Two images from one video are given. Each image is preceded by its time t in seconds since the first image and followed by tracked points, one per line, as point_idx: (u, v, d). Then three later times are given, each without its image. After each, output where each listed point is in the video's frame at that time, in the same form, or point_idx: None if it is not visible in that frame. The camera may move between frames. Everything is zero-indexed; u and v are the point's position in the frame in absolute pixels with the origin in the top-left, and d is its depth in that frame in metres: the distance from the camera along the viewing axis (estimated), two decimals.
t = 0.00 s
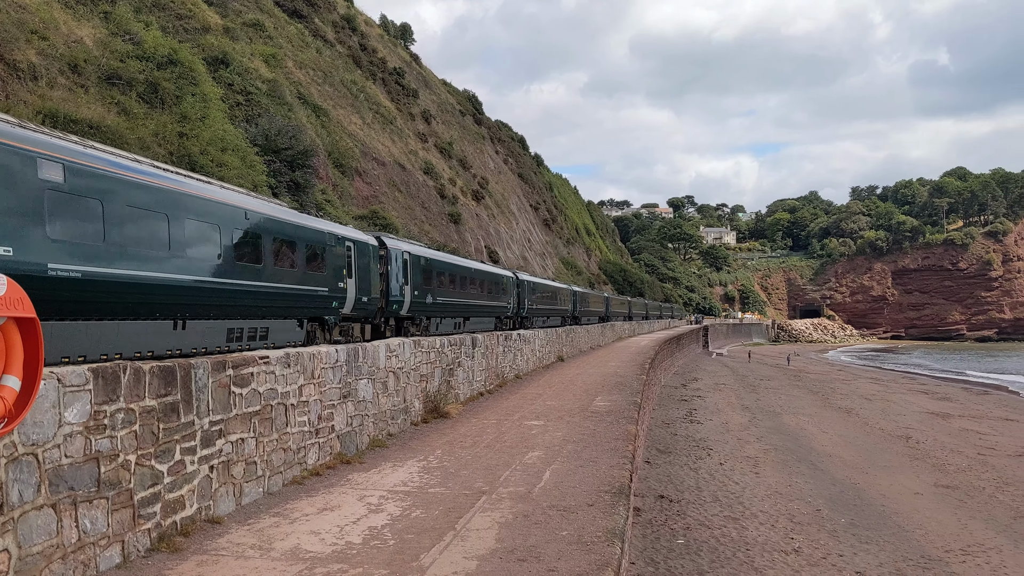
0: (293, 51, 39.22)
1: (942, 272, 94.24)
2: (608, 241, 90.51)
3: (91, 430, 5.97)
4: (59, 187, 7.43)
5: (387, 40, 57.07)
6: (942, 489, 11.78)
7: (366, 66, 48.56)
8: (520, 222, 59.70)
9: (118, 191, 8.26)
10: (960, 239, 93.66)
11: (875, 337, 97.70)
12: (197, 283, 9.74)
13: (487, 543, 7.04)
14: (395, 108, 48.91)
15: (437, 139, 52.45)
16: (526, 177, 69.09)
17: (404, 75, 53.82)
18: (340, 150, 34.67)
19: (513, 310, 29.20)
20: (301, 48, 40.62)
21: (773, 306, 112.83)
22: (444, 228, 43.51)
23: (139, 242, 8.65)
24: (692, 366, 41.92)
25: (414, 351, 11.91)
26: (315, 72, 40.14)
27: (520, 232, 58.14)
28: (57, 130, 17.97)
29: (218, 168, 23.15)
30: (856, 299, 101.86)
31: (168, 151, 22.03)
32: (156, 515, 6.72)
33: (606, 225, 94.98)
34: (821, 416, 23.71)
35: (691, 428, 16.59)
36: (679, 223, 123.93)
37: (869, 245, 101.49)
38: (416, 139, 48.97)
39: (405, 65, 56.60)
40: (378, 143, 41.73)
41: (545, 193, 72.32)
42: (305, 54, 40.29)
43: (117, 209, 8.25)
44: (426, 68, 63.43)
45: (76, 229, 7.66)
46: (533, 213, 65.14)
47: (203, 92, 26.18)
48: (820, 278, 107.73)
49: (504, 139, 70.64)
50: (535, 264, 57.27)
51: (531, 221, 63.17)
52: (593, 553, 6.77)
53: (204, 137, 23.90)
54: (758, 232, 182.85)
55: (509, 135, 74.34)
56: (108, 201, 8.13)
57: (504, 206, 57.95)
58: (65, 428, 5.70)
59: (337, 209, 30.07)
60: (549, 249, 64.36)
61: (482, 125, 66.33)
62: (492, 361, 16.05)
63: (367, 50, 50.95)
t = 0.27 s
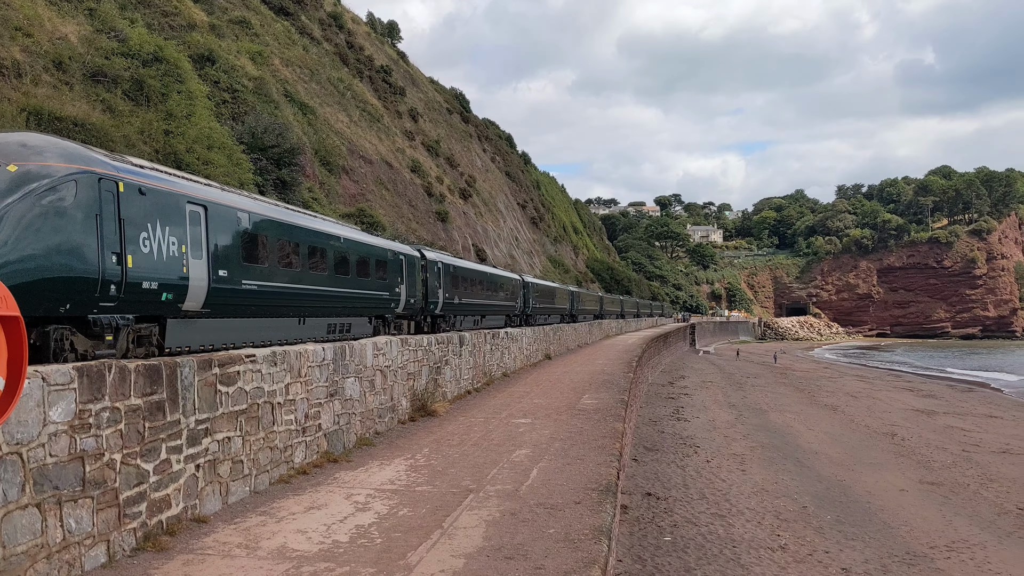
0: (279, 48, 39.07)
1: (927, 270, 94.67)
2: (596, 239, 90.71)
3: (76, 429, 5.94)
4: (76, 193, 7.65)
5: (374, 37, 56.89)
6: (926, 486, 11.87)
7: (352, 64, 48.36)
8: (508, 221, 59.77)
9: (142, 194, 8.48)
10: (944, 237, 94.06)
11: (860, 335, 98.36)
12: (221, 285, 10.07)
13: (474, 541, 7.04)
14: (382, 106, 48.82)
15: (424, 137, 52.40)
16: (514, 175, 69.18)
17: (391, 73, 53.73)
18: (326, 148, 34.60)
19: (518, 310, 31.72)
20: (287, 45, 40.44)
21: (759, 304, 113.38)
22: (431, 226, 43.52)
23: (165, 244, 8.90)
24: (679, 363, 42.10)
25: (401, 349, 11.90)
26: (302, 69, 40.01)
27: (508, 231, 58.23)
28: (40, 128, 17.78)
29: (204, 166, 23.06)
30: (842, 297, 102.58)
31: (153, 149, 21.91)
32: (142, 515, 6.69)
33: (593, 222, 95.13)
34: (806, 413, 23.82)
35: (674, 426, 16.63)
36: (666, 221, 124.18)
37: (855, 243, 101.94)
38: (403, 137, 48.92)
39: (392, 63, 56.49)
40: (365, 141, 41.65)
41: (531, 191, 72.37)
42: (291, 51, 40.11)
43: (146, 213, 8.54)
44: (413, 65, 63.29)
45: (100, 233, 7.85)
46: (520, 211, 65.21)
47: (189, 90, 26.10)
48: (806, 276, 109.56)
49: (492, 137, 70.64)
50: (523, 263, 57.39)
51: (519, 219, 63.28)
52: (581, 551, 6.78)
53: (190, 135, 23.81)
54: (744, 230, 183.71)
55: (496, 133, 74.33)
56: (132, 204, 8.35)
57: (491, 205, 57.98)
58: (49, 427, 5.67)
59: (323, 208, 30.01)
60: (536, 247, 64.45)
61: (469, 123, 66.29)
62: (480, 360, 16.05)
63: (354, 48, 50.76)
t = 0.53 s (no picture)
0: (262, 45, 38.86)
1: (909, 268, 95.32)
2: (580, 237, 90.94)
3: (56, 428, 5.88)
4: (206, 234, 11.43)
5: (358, 34, 56.64)
6: (909, 483, 11.96)
7: (336, 60, 48.20)
8: (492, 219, 59.80)
9: (247, 234, 12.06)
10: (926, 235, 94.61)
11: (843, 332, 99.07)
12: (294, 296, 13.56)
13: (459, 539, 7.03)
14: (366, 103, 48.66)
15: (409, 134, 52.27)
16: (499, 173, 69.24)
17: (375, 70, 53.59)
18: (310, 145, 34.48)
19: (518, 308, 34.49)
20: (270, 42, 40.21)
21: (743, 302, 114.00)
22: (415, 224, 43.47)
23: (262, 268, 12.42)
24: (663, 361, 42.26)
25: (386, 348, 11.87)
26: (285, 66, 39.84)
27: (492, 229, 58.29)
28: (21, 125, 17.42)
29: (186, 163, 22.94)
30: (825, 295, 103.35)
31: (135, 146, 21.70)
32: (123, 514, 6.64)
33: (577, 220, 95.34)
34: (789, 410, 23.96)
35: (656, 424, 16.65)
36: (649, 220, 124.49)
37: (838, 241, 102.74)
38: (388, 134, 48.81)
39: (376, 60, 56.34)
40: (349, 139, 41.51)
41: (516, 189, 72.45)
42: (275, 48, 39.96)
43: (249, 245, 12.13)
44: (397, 62, 63.11)
45: (220, 261, 11.45)
46: (505, 209, 65.22)
47: (172, 86, 26.02)
48: (788, 273, 109.17)
49: (476, 135, 70.61)
50: (508, 261, 57.42)
51: (503, 217, 63.34)
52: (566, 549, 6.78)
53: (172, 132, 23.66)
54: (727, 229, 184.67)
55: (481, 131, 74.26)
56: (243, 240, 12.04)
57: (476, 202, 57.95)
58: (30, 426, 5.61)
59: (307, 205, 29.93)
60: (521, 245, 64.51)
61: (454, 121, 66.19)
62: (464, 357, 16.04)
63: (338, 45, 50.54)
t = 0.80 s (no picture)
0: (243, 40, 38.59)
1: (889, 265, 96.11)
2: (562, 234, 91.20)
3: (34, 426, 5.83)
4: (294, 252, 15.36)
5: (340, 30, 56.33)
6: (888, 479, 12.08)
7: (318, 56, 47.98)
8: (475, 216, 59.81)
9: (321, 251, 15.99)
10: (905, 233, 95.22)
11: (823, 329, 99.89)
12: (350, 297, 17.48)
13: (441, 537, 7.03)
14: (348, 99, 48.44)
15: (391, 131, 52.12)
16: (481, 170, 69.25)
17: (357, 66, 53.39)
18: (291, 142, 34.34)
19: (514, 305, 36.66)
20: (251, 38, 39.93)
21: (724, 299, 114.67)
22: (397, 221, 43.40)
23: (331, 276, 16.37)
24: (644, 358, 42.43)
25: (367, 345, 11.86)
26: (267, 62, 39.64)
27: (475, 226, 58.33)
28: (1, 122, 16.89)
29: (165, 159, 22.77)
30: (806, 293, 104.21)
31: (115, 142, 21.48)
32: (102, 513, 6.59)
33: (559, 217, 95.49)
34: (767, 407, 24.15)
35: (633, 421, 16.72)
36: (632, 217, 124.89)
37: (818, 239, 103.54)
38: (370, 131, 48.66)
39: (358, 56, 56.13)
40: (330, 135, 41.32)
41: (499, 186, 72.47)
42: (256, 44, 39.70)
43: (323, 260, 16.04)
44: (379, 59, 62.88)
45: (305, 272, 15.31)
46: (487, 206, 65.21)
47: (152, 82, 25.86)
48: (770, 272, 112.06)
49: (459, 132, 70.53)
50: (490, 258, 57.44)
51: (486, 214, 63.36)
52: (548, 546, 6.79)
53: (152, 128, 23.48)
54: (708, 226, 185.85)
55: (463, 127, 74.13)
56: (317, 255, 15.97)
57: (459, 199, 57.91)
58: (7, 424, 5.56)
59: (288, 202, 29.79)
60: (504, 243, 64.55)
61: (436, 117, 66.03)
62: (447, 355, 16.04)
63: (320, 41, 50.25)
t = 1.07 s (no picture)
0: (226, 34, 38.28)
1: (869, 262, 96.80)
2: (546, 231, 91.40)
3: (13, 422, 5.78)
4: (342, 259, 19.23)
5: (323, 25, 55.93)
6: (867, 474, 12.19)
7: (301, 51, 47.67)
8: (458, 212, 59.83)
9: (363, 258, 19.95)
10: (885, 230, 96.00)
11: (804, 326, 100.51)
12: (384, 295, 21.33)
13: (423, 532, 7.02)
14: (331, 94, 48.24)
15: (374, 127, 52.00)
16: (465, 166, 69.32)
17: (340, 61, 53.18)
18: (273, 137, 34.21)
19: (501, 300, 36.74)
20: (234, 31, 39.61)
21: (706, 296, 115.34)
22: (380, 216, 43.36)
23: (371, 279, 20.31)
24: (627, 354, 42.58)
25: (349, 340, 11.83)
26: (249, 56, 39.41)
27: (458, 222, 58.37)
28: None
29: (147, 153, 22.59)
30: (788, 290, 104.78)
31: (95, 136, 21.29)
32: (81, 509, 6.53)
33: (543, 213, 95.54)
34: (748, 403, 24.28)
35: (611, 416, 16.73)
36: (615, 214, 125.20)
37: (800, 236, 104.47)
38: (353, 126, 48.53)
39: (341, 51, 55.88)
40: (313, 130, 41.12)
41: (482, 182, 72.58)
42: (238, 38, 39.44)
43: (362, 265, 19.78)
44: (362, 53, 62.60)
45: (350, 275, 19.17)
46: (470, 202, 65.23)
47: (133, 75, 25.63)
48: (752, 269, 112.69)
49: (443, 127, 70.42)
50: (472, 254, 57.42)
51: (469, 210, 63.41)
52: (529, 542, 6.79)
53: (132, 122, 23.27)
54: (690, 223, 186.98)
55: (447, 123, 73.97)
56: (361, 261, 19.88)
57: (442, 195, 57.89)
58: None
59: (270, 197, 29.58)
60: (487, 239, 64.58)
61: (420, 113, 65.89)
62: (429, 351, 16.04)
63: (303, 35, 49.95)
